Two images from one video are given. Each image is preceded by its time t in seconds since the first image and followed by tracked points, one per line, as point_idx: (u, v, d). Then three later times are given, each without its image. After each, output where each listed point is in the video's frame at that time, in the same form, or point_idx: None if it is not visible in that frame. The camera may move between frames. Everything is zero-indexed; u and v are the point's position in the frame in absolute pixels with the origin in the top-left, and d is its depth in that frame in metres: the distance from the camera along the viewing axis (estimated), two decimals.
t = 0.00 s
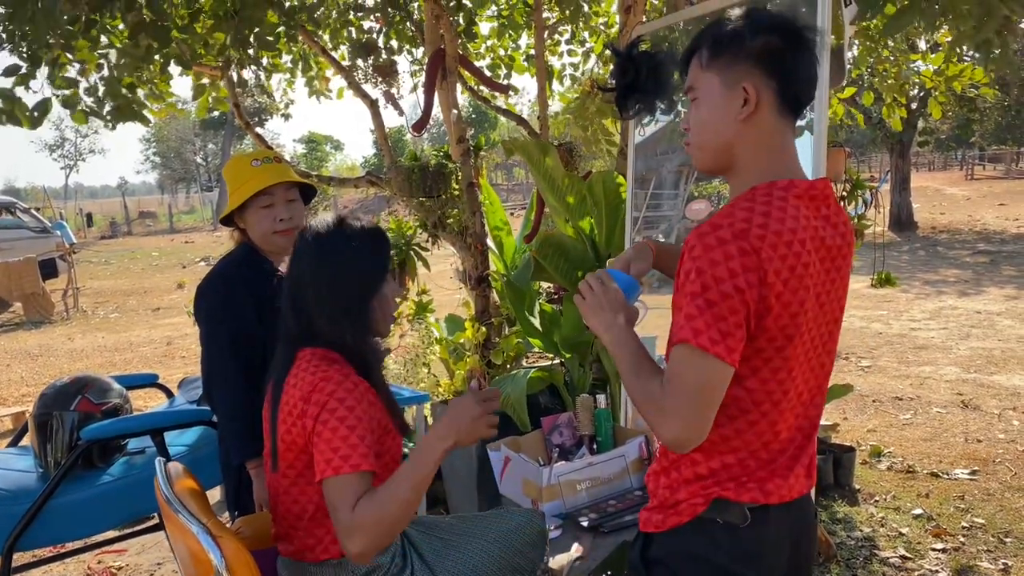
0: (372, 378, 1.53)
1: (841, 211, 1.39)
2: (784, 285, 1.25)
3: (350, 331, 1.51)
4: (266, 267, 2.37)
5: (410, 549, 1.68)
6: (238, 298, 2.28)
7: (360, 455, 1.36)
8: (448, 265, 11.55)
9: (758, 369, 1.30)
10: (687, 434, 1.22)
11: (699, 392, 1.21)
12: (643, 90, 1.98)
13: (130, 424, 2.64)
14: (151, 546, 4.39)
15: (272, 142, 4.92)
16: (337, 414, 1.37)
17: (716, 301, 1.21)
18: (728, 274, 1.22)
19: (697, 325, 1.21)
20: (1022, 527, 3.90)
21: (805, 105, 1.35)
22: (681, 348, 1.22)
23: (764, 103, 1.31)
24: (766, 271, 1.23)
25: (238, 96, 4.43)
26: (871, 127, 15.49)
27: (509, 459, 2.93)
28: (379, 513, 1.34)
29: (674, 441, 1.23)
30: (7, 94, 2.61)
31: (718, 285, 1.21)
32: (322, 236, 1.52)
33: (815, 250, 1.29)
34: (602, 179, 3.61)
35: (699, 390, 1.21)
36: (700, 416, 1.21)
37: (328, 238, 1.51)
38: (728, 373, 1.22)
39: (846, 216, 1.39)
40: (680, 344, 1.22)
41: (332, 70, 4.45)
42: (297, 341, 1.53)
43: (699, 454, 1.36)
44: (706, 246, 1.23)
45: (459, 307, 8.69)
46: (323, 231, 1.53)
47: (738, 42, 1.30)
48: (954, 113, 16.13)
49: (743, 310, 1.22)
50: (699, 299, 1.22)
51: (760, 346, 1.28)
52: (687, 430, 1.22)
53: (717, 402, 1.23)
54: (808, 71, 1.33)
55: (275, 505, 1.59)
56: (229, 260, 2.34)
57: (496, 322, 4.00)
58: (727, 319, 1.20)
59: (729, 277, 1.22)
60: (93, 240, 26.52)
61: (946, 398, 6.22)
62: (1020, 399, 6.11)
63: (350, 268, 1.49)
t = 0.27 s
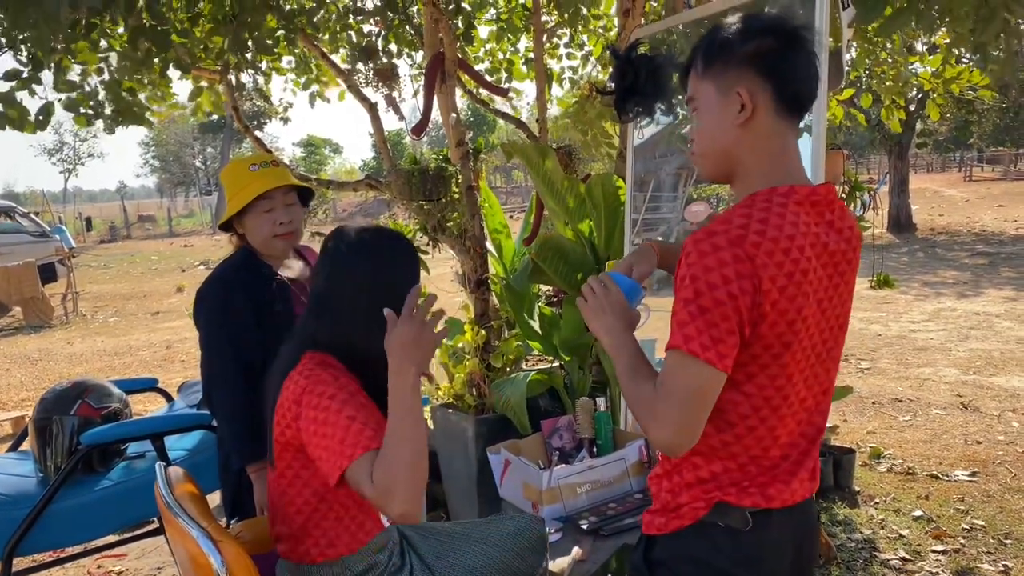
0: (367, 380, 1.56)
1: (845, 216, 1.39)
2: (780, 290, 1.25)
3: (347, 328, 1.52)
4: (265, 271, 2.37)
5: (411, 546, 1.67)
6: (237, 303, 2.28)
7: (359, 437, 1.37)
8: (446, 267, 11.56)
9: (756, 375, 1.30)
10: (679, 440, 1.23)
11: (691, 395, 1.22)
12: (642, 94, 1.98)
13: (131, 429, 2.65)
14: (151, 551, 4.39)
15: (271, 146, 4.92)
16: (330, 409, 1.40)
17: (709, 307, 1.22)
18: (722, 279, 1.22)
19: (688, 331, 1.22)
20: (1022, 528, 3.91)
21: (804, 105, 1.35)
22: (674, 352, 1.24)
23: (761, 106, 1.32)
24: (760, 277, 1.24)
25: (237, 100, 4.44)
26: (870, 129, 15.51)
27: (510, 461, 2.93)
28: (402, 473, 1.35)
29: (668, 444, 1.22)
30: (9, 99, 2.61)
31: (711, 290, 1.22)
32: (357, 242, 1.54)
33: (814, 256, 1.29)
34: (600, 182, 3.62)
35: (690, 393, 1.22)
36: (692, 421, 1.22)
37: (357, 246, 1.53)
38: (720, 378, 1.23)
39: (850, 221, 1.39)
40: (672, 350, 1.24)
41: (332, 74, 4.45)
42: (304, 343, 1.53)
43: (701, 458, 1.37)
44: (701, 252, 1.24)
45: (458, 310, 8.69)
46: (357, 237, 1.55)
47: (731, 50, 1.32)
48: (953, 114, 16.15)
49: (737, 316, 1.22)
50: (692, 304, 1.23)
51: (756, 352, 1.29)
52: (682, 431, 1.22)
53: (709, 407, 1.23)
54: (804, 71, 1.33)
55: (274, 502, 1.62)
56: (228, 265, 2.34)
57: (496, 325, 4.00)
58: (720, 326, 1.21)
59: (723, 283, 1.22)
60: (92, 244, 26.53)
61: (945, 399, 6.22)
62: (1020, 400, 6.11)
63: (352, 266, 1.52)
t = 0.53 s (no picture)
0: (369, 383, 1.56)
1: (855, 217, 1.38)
2: (791, 292, 1.25)
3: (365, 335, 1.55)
4: (264, 273, 2.37)
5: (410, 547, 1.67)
6: (236, 305, 2.28)
7: (356, 393, 1.44)
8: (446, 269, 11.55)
9: (767, 377, 1.31)
10: (678, 437, 1.25)
11: (690, 395, 1.23)
12: (643, 94, 1.98)
13: (132, 429, 2.65)
14: (151, 552, 4.38)
15: (271, 147, 4.92)
16: (325, 381, 1.47)
17: (717, 309, 1.22)
18: (733, 281, 1.23)
19: (695, 333, 1.22)
20: None
21: (802, 103, 1.35)
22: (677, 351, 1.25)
23: (756, 109, 1.32)
24: (770, 279, 1.24)
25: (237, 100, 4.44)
26: (870, 130, 15.50)
27: (510, 462, 2.93)
28: (408, 404, 1.44)
29: (664, 440, 1.25)
30: (9, 97, 2.61)
31: (721, 291, 1.22)
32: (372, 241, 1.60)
33: (825, 256, 1.29)
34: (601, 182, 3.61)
35: (694, 394, 1.23)
36: (691, 421, 1.24)
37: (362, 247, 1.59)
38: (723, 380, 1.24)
39: (860, 222, 1.39)
40: (678, 349, 1.25)
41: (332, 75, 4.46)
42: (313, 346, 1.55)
43: (713, 460, 1.36)
44: (712, 254, 1.24)
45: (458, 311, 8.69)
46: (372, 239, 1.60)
47: (725, 56, 1.33)
48: (953, 115, 16.14)
49: (745, 318, 1.23)
50: (702, 304, 1.23)
51: (766, 353, 1.29)
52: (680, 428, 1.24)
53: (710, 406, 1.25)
54: (797, 71, 1.33)
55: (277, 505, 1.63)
56: (228, 267, 2.35)
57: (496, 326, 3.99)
58: (726, 328, 1.22)
59: (734, 285, 1.22)
60: (92, 245, 26.53)
61: (946, 400, 6.22)
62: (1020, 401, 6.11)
63: (365, 272, 1.55)
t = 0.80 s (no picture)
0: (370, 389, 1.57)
1: (855, 216, 1.40)
2: (788, 291, 1.27)
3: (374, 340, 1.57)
4: (264, 273, 2.38)
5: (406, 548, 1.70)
6: (235, 305, 2.29)
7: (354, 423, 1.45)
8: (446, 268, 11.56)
9: (766, 375, 1.33)
10: (664, 431, 1.27)
11: (677, 391, 1.26)
12: (642, 95, 2.00)
13: (133, 429, 2.66)
14: (153, 551, 4.40)
15: (272, 147, 4.93)
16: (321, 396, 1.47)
17: (708, 307, 1.24)
18: (728, 282, 1.25)
19: (686, 332, 1.25)
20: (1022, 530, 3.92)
21: (812, 107, 1.36)
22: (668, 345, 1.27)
23: (765, 109, 1.34)
24: (766, 279, 1.26)
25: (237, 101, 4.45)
26: (871, 130, 15.50)
27: (509, 462, 2.95)
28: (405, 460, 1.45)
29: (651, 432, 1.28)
30: (12, 98, 2.63)
31: (716, 291, 1.24)
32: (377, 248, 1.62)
33: (823, 255, 1.30)
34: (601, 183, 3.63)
35: (683, 390, 1.26)
36: (677, 416, 1.26)
37: (371, 253, 1.60)
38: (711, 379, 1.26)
39: (859, 221, 1.40)
40: (670, 344, 1.27)
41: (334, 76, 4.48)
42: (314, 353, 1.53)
43: (716, 460, 1.38)
44: (707, 254, 1.26)
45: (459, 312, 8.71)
46: (377, 245, 1.62)
47: (738, 53, 1.35)
48: (954, 116, 16.14)
49: (737, 317, 1.25)
50: (696, 304, 1.25)
51: (765, 352, 1.31)
52: (665, 423, 1.26)
53: (699, 398, 1.27)
54: (812, 73, 1.34)
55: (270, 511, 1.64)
56: (227, 267, 2.35)
57: (496, 326, 4.01)
58: (716, 326, 1.24)
59: (729, 285, 1.25)
60: (93, 244, 26.55)
61: (946, 401, 6.24)
62: (1020, 402, 6.12)
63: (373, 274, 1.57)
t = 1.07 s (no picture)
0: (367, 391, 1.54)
1: (854, 217, 1.38)
2: (784, 291, 1.26)
3: (375, 340, 1.55)
4: (261, 271, 2.36)
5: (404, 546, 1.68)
6: (232, 303, 2.28)
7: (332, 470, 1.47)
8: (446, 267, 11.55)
9: (761, 376, 1.31)
10: (654, 427, 1.26)
11: (669, 389, 1.25)
12: (643, 95, 1.99)
13: (131, 426, 2.65)
14: (150, 548, 4.40)
15: (272, 145, 4.92)
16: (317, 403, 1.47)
17: (703, 306, 1.23)
18: (723, 281, 1.24)
19: (680, 330, 1.24)
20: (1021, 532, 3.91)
21: (809, 108, 1.35)
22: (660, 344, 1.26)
23: (760, 110, 1.33)
24: (761, 279, 1.25)
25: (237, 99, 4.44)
26: (873, 131, 15.48)
27: (507, 462, 2.94)
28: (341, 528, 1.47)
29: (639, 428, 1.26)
30: (13, 94, 2.62)
31: (711, 290, 1.23)
32: (378, 246, 1.60)
33: (821, 256, 1.29)
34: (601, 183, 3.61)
35: (675, 388, 1.25)
36: (669, 413, 1.25)
37: (373, 253, 1.58)
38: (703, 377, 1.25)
39: (859, 221, 1.39)
40: (662, 342, 1.26)
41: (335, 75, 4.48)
42: (315, 352, 1.55)
43: (712, 460, 1.37)
44: (704, 253, 1.25)
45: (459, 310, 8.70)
46: (378, 243, 1.60)
47: (734, 54, 1.34)
48: (956, 117, 16.12)
49: (731, 317, 1.24)
50: (690, 303, 1.24)
51: (761, 352, 1.30)
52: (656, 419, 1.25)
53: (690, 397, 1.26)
54: (808, 75, 1.33)
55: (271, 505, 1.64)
56: (223, 265, 2.33)
57: (495, 325, 4.00)
58: (709, 326, 1.23)
59: (724, 284, 1.24)
60: (94, 241, 26.54)
61: (945, 403, 6.23)
62: (1020, 404, 6.11)
63: (370, 274, 1.55)
